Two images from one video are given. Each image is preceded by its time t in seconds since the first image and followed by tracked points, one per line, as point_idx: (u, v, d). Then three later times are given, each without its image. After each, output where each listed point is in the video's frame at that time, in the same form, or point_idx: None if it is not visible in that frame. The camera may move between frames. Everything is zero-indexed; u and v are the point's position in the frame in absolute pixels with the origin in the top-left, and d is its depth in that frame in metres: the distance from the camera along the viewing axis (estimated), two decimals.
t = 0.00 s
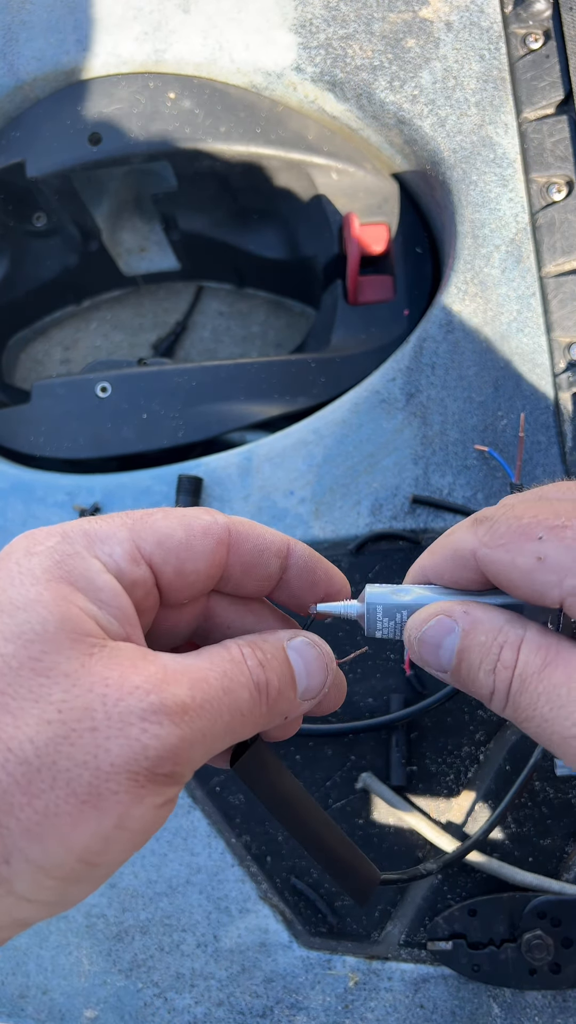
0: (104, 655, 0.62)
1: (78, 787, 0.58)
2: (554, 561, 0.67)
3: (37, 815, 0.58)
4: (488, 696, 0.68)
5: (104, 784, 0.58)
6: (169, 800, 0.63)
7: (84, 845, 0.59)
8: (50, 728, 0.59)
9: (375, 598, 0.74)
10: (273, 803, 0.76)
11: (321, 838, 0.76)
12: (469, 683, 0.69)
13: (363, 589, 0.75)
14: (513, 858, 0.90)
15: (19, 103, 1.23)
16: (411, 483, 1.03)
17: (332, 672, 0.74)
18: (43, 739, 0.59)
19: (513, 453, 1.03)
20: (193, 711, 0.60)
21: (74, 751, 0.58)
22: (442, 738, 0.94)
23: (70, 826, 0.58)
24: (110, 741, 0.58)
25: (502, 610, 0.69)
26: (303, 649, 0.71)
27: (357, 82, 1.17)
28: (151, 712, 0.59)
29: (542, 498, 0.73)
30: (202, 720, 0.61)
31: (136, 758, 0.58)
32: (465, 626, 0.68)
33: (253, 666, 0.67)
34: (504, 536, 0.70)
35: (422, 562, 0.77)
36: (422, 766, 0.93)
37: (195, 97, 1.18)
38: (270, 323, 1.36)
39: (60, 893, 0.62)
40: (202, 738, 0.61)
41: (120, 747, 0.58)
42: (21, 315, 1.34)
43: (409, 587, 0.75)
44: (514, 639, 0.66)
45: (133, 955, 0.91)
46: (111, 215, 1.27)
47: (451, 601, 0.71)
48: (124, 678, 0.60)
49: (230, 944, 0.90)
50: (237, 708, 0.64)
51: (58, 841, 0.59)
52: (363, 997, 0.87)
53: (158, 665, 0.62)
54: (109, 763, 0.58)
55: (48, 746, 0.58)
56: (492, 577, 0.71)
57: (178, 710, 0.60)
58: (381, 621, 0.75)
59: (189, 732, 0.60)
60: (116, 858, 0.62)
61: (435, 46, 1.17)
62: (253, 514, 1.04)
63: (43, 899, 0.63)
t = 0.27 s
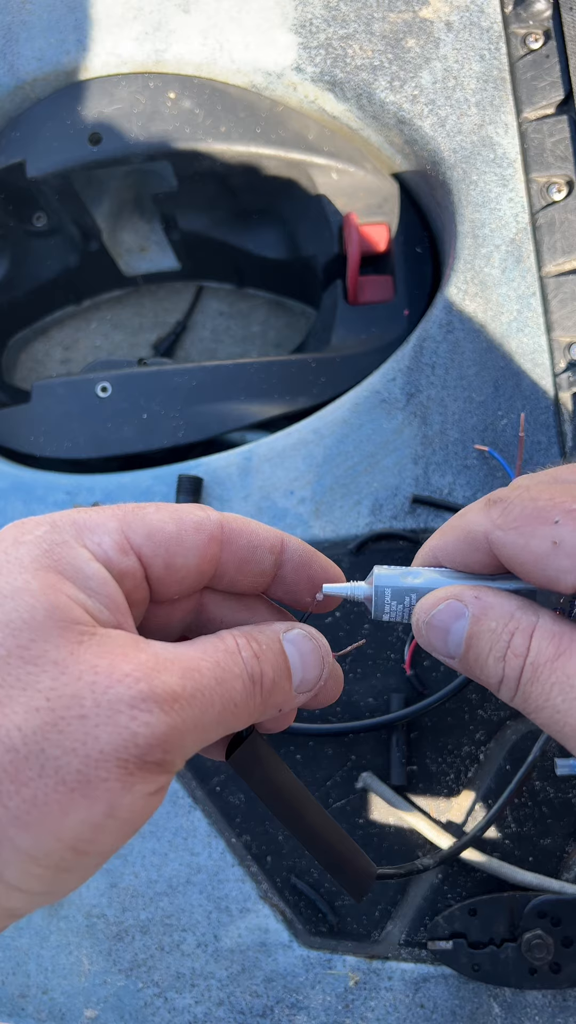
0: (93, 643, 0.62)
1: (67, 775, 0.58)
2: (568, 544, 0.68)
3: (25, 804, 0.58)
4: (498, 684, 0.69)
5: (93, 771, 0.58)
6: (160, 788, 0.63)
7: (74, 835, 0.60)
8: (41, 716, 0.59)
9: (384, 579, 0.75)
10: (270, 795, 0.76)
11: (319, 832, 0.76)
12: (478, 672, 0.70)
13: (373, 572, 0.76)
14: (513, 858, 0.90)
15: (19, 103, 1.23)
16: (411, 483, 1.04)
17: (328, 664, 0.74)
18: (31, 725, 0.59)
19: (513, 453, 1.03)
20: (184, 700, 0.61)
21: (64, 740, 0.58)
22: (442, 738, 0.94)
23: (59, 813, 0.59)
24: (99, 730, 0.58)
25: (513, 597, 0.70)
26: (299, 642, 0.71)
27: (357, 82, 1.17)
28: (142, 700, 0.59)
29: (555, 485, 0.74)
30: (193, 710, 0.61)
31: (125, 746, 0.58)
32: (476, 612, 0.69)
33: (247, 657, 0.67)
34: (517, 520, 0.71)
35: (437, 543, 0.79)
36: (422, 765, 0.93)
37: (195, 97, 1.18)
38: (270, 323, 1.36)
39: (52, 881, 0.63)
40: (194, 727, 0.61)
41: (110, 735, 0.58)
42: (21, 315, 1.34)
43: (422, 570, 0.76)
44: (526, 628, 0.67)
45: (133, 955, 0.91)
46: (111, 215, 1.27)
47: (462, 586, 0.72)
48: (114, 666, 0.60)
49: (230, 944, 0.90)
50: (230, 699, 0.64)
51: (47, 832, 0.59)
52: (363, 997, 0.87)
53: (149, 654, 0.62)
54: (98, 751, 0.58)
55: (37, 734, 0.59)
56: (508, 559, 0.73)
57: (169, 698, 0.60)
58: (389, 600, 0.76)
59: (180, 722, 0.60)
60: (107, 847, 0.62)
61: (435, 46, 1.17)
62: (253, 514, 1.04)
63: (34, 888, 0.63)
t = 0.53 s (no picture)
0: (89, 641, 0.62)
1: (62, 770, 0.58)
2: None
3: (20, 799, 0.58)
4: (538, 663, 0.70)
5: (88, 766, 0.58)
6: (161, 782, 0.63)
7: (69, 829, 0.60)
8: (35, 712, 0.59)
9: (423, 556, 0.76)
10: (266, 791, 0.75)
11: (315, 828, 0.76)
12: (519, 650, 0.71)
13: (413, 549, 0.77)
14: (513, 858, 0.90)
15: (19, 103, 1.23)
16: (411, 483, 1.04)
17: (323, 656, 0.74)
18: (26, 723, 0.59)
19: (513, 453, 1.03)
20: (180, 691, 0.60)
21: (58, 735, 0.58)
22: (442, 738, 0.94)
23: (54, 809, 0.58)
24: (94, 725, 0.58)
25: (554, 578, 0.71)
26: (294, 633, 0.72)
27: (357, 82, 1.17)
28: (136, 693, 0.59)
29: None
30: (189, 701, 0.61)
31: (122, 741, 0.58)
32: (518, 593, 0.70)
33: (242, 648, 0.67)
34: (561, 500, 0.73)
35: (474, 522, 0.81)
36: (422, 766, 0.93)
37: (195, 97, 1.18)
38: (270, 323, 1.36)
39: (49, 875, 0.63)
40: (191, 719, 0.61)
41: (105, 729, 0.58)
42: (21, 315, 1.34)
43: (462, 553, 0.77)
44: (569, 608, 0.68)
45: (133, 955, 0.91)
46: (111, 215, 1.27)
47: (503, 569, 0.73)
48: (109, 661, 0.60)
49: (230, 944, 0.90)
50: (227, 689, 0.64)
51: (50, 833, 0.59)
52: (363, 997, 0.87)
53: (143, 647, 0.62)
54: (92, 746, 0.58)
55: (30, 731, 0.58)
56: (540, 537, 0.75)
57: (164, 689, 0.59)
58: (429, 582, 0.76)
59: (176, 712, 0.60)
60: (103, 842, 0.62)
61: (435, 46, 1.17)
62: (253, 514, 1.04)
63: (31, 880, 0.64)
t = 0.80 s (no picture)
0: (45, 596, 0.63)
1: (36, 729, 0.58)
2: None
3: None
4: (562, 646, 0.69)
5: (63, 720, 0.58)
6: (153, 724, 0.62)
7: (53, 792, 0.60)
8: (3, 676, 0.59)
9: (451, 541, 0.76)
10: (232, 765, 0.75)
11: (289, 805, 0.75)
12: (542, 636, 0.70)
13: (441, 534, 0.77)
14: (513, 858, 0.90)
15: (19, 103, 1.23)
16: (411, 483, 1.04)
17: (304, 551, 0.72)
18: None
19: (513, 452, 1.03)
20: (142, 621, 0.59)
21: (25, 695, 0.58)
22: (442, 738, 0.94)
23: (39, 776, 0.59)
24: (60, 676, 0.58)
25: None
26: (264, 529, 0.70)
27: (357, 82, 1.17)
28: (98, 635, 0.58)
29: None
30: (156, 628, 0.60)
31: (92, 685, 0.58)
32: (546, 577, 0.70)
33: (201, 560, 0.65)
34: None
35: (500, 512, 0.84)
36: (422, 765, 0.93)
37: (195, 98, 1.18)
38: (270, 323, 1.36)
39: (43, 846, 0.63)
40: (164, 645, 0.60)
41: (72, 677, 0.58)
42: (21, 315, 1.34)
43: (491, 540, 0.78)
44: None
45: (133, 955, 0.91)
46: (111, 215, 1.27)
47: (530, 557, 0.73)
48: (71, 610, 0.60)
49: (230, 944, 0.90)
50: (199, 609, 0.62)
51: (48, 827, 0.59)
52: (363, 997, 0.87)
53: (103, 594, 0.62)
54: (64, 697, 0.58)
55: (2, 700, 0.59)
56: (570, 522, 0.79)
57: (126, 626, 0.59)
58: (455, 564, 0.77)
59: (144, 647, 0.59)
60: (95, 803, 0.62)
61: (435, 46, 1.17)
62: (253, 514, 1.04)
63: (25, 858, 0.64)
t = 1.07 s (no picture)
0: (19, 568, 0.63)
1: (19, 690, 0.58)
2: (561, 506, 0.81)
3: None
4: (438, 609, 0.66)
5: (46, 678, 0.58)
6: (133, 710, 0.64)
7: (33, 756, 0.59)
8: None
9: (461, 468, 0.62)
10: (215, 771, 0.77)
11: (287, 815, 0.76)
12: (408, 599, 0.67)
13: (456, 458, 0.61)
14: (514, 858, 0.90)
15: (19, 103, 1.24)
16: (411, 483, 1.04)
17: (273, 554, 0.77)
18: None
19: (513, 453, 1.03)
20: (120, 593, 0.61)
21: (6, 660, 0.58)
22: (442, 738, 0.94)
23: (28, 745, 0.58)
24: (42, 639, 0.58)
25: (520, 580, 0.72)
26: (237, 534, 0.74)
27: (357, 82, 1.17)
28: (78, 603, 0.59)
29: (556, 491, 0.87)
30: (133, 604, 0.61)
31: (75, 651, 0.58)
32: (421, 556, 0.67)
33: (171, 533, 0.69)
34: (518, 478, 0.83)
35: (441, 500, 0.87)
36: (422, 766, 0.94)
37: (195, 97, 1.18)
38: (270, 323, 1.37)
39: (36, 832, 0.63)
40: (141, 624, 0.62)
41: (54, 642, 0.58)
42: (22, 315, 1.34)
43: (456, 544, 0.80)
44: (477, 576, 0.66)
45: (133, 955, 0.91)
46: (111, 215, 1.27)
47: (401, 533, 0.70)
48: (45, 580, 0.61)
49: (230, 944, 0.90)
50: (174, 593, 0.64)
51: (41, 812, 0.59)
52: (363, 997, 0.87)
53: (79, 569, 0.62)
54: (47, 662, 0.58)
55: None
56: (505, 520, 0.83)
57: (108, 596, 0.60)
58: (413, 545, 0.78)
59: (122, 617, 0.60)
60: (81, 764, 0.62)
61: (435, 46, 1.17)
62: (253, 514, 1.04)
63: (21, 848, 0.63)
